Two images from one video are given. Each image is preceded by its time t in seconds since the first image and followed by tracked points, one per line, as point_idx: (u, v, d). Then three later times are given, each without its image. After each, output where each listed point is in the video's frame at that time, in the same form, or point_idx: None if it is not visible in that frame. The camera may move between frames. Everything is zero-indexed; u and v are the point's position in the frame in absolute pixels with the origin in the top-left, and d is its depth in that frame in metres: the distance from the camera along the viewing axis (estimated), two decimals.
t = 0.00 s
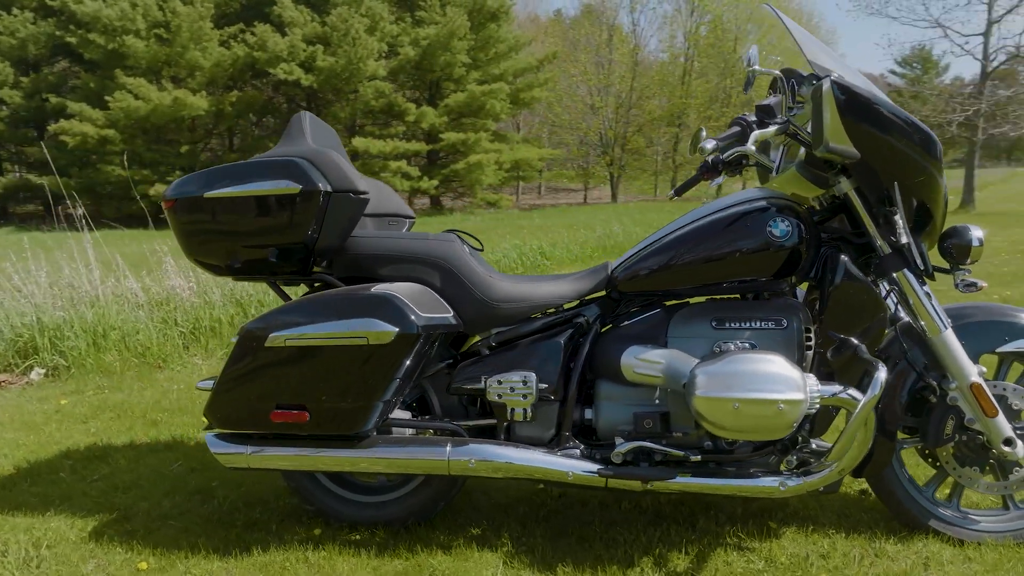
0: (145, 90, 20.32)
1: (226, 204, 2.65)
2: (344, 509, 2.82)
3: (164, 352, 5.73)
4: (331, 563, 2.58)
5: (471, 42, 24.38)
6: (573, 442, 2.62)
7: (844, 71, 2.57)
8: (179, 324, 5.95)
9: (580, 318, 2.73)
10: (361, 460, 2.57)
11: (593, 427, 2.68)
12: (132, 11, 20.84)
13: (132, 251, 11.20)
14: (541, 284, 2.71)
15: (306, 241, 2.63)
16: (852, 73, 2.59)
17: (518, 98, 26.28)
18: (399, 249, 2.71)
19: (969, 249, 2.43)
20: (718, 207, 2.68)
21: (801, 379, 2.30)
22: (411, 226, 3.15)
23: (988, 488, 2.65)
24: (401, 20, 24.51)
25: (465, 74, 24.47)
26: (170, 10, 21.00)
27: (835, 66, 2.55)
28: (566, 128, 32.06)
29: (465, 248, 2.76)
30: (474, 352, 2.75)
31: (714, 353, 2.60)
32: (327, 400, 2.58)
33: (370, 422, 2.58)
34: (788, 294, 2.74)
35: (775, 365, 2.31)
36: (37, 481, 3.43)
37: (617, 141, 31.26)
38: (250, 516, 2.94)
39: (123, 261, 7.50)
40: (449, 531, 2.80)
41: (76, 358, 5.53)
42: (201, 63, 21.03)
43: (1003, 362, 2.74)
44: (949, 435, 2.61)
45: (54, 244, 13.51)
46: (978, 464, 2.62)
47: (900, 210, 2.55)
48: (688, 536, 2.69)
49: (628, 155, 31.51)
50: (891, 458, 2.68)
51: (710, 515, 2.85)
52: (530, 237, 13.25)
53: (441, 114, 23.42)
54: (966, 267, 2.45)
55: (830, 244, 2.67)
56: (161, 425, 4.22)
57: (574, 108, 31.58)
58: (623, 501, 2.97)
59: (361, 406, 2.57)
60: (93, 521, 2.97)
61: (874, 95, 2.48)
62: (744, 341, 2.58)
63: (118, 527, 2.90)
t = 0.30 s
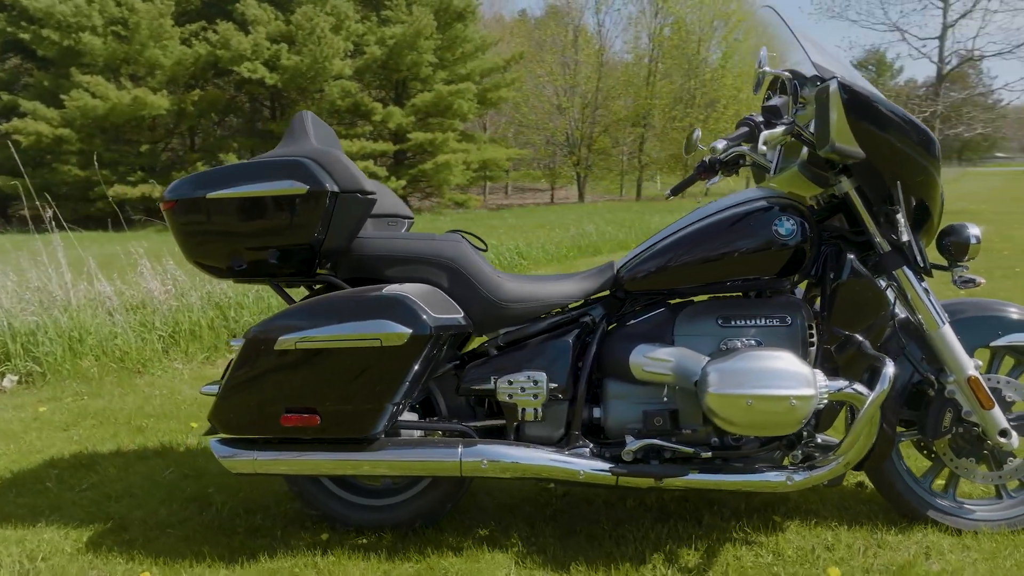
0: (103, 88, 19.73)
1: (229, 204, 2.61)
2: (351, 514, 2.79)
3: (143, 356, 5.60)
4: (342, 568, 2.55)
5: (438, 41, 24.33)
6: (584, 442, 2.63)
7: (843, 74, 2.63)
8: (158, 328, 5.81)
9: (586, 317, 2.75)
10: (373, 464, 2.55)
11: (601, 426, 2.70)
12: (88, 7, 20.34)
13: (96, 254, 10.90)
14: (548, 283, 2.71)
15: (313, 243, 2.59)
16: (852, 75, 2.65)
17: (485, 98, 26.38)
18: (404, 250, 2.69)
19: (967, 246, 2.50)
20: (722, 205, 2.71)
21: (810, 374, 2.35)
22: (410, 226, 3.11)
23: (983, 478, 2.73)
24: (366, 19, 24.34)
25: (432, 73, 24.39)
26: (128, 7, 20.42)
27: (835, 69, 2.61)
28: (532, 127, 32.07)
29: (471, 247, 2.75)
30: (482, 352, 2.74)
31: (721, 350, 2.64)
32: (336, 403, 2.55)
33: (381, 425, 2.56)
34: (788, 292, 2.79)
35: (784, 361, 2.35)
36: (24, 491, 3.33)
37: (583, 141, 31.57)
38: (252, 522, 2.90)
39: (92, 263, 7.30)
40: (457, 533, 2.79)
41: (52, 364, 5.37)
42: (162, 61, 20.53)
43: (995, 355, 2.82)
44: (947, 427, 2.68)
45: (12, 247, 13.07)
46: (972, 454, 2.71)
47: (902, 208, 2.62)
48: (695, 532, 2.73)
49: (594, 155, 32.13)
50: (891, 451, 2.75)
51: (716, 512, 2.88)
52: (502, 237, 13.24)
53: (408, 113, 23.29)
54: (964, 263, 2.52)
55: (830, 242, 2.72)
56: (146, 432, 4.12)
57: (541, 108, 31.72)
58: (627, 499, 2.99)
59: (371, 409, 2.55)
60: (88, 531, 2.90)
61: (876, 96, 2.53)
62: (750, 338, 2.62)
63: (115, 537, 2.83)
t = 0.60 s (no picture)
0: (57, 86, 19.10)
1: (229, 207, 2.56)
2: (355, 518, 2.75)
3: (119, 363, 5.45)
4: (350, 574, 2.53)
5: (403, 40, 24.22)
6: (591, 442, 2.65)
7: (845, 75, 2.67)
8: (134, 334, 5.66)
9: (590, 318, 2.76)
10: (381, 468, 2.52)
11: (607, 427, 2.71)
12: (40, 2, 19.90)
13: (59, 258, 10.58)
14: (552, 285, 2.72)
15: (318, 246, 2.56)
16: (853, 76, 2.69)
17: (452, 98, 26.31)
18: (409, 252, 2.66)
19: (963, 245, 2.57)
20: (723, 206, 2.75)
21: (817, 371, 2.40)
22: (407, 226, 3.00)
23: (974, 470, 2.82)
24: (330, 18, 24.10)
25: (398, 73, 24.27)
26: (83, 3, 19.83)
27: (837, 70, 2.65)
28: (499, 128, 32.01)
29: (475, 249, 2.73)
30: (488, 354, 2.73)
31: (725, 349, 2.67)
32: (345, 408, 2.52)
33: (389, 429, 2.54)
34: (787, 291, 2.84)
35: (790, 359, 2.39)
36: (8, 505, 3.22)
37: (550, 141, 31.68)
38: (252, 531, 2.84)
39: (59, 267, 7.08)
40: (463, 536, 2.77)
41: (24, 373, 5.19)
42: (120, 58, 20.01)
43: (985, 351, 2.91)
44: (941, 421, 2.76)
45: None
46: (965, 447, 2.79)
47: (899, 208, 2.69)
48: (700, 529, 2.75)
49: (560, 155, 32.22)
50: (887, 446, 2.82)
51: (717, 509, 2.92)
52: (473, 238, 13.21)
53: (374, 113, 23.11)
54: (959, 262, 2.59)
55: (826, 242, 2.78)
56: (130, 440, 4.01)
57: (507, 108, 31.67)
58: (629, 499, 3.01)
59: (380, 413, 2.52)
60: (80, 544, 2.82)
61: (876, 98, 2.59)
62: (754, 337, 2.66)
63: (110, 549, 2.75)
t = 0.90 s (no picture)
0: (10, 83, 18.47)
1: (229, 208, 2.51)
2: (358, 522, 2.73)
3: (95, 368, 5.31)
4: None
5: (368, 39, 24.05)
6: (596, 440, 2.67)
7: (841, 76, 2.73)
8: (111, 338, 5.51)
9: (593, 317, 2.78)
10: (390, 472, 2.51)
11: (611, 425, 2.73)
12: None
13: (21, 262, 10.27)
14: (556, 285, 2.73)
15: (322, 247, 2.54)
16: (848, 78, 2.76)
17: (418, 98, 26.16)
18: (412, 253, 2.64)
19: (953, 242, 2.65)
20: (722, 206, 2.79)
21: (819, 367, 2.45)
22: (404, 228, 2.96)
23: (963, 460, 2.90)
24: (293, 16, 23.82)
25: (364, 72, 24.05)
26: None
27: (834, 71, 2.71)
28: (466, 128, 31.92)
29: (479, 250, 2.73)
30: (493, 354, 2.74)
31: (725, 346, 2.71)
32: (353, 410, 2.49)
33: (397, 431, 2.53)
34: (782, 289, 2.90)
35: (791, 356, 2.44)
36: None
37: (516, 141, 31.69)
38: (252, 537, 2.81)
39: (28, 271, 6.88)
40: (467, 537, 2.77)
41: None
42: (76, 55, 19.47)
43: (970, 344, 2.99)
44: (932, 414, 2.84)
45: None
46: (954, 439, 2.87)
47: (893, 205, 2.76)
48: (702, 524, 2.79)
49: (527, 155, 32.17)
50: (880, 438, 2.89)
51: (717, 503, 2.96)
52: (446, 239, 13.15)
53: (340, 112, 22.82)
54: (950, 259, 2.67)
55: (820, 241, 2.84)
56: (114, 447, 3.92)
57: (473, 109, 31.52)
58: (629, 495, 3.04)
59: (387, 416, 2.51)
60: (75, 554, 2.76)
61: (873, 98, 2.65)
62: (753, 335, 2.71)
63: (105, 559, 2.70)
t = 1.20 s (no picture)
0: None
1: (232, 209, 2.47)
2: (362, 525, 2.70)
3: (70, 374, 5.16)
4: None
5: (333, 38, 23.87)
6: (601, 438, 2.69)
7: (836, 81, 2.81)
8: (85, 343, 5.37)
9: (593, 317, 2.79)
10: (398, 473, 2.49)
11: (615, 423, 2.75)
12: None
13: None
14: (558, 284, 2.74)
15: (327, 248, 2.51)
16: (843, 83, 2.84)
17: (385, 98, 25.91)
18: (417, 254, 2.63)
19: (943, 240, 2.73)
20: (721, 206, 2.83)
21: (819, 363, 2.51)
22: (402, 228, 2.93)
23: (951, 452, 2.99)
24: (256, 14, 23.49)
25: (329, 71, 23.87)
26: None
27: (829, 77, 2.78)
28: (433, 128, 31.80)
29: (482, 251, 2.73)
30: (497, 354, 2.74)
31: (726, 344, 2.76)
32: (361, 413, 2.48)
33: (404, 433, 2.52)
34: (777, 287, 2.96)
35: (793, 352, 2.49)
36: None
37: (483, 141, 31.66)
38: (252, 542, 2.77)
39: None
40: (473, 538, 2.77)
41: None
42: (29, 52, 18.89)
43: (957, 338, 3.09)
44: (923, 407, 2.91)
45: None
46: (943, 430, 2.96)
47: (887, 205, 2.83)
48: (704, 519, 2.82)
49: (494, 155, 32.11)
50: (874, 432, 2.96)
51: (716, 498, 3.01)
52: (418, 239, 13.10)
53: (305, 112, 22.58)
54: (941, 257, 2.75)
55: (814, 240, 2.90)
56: (97, 455, 3.83)
57: (439, 109, 31.43)
58: (628, 492, 3.07)
59: (396, 417, 2.49)
60: (69, 565, 2.69)
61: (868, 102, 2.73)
62: (752, 331, 2.75)
63: (102, 570, 2.64)
